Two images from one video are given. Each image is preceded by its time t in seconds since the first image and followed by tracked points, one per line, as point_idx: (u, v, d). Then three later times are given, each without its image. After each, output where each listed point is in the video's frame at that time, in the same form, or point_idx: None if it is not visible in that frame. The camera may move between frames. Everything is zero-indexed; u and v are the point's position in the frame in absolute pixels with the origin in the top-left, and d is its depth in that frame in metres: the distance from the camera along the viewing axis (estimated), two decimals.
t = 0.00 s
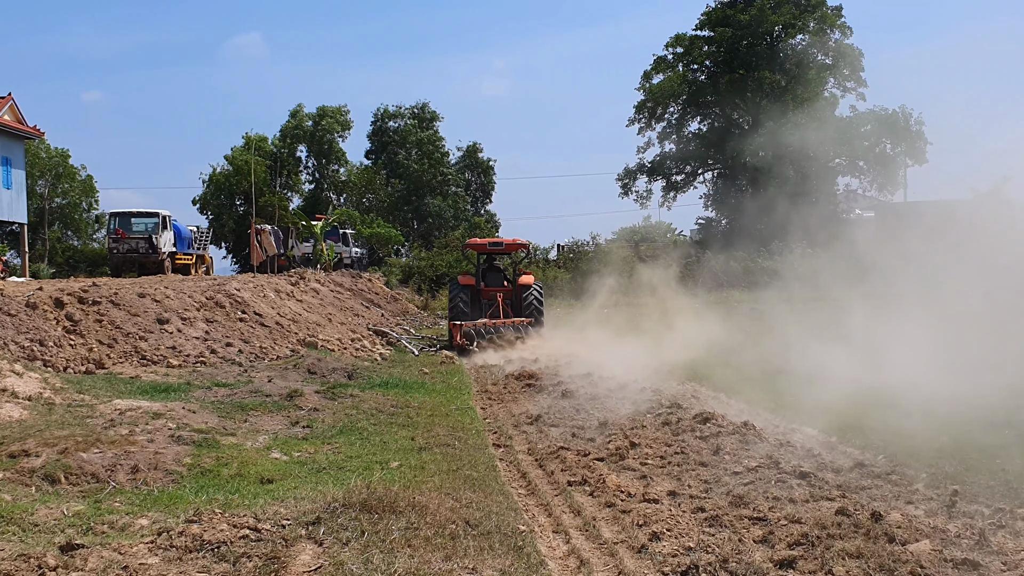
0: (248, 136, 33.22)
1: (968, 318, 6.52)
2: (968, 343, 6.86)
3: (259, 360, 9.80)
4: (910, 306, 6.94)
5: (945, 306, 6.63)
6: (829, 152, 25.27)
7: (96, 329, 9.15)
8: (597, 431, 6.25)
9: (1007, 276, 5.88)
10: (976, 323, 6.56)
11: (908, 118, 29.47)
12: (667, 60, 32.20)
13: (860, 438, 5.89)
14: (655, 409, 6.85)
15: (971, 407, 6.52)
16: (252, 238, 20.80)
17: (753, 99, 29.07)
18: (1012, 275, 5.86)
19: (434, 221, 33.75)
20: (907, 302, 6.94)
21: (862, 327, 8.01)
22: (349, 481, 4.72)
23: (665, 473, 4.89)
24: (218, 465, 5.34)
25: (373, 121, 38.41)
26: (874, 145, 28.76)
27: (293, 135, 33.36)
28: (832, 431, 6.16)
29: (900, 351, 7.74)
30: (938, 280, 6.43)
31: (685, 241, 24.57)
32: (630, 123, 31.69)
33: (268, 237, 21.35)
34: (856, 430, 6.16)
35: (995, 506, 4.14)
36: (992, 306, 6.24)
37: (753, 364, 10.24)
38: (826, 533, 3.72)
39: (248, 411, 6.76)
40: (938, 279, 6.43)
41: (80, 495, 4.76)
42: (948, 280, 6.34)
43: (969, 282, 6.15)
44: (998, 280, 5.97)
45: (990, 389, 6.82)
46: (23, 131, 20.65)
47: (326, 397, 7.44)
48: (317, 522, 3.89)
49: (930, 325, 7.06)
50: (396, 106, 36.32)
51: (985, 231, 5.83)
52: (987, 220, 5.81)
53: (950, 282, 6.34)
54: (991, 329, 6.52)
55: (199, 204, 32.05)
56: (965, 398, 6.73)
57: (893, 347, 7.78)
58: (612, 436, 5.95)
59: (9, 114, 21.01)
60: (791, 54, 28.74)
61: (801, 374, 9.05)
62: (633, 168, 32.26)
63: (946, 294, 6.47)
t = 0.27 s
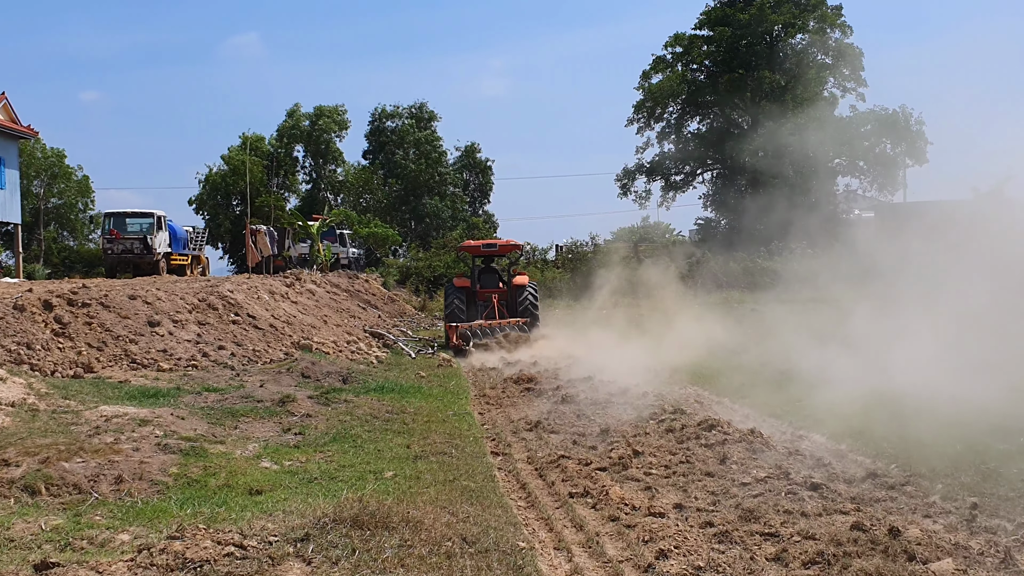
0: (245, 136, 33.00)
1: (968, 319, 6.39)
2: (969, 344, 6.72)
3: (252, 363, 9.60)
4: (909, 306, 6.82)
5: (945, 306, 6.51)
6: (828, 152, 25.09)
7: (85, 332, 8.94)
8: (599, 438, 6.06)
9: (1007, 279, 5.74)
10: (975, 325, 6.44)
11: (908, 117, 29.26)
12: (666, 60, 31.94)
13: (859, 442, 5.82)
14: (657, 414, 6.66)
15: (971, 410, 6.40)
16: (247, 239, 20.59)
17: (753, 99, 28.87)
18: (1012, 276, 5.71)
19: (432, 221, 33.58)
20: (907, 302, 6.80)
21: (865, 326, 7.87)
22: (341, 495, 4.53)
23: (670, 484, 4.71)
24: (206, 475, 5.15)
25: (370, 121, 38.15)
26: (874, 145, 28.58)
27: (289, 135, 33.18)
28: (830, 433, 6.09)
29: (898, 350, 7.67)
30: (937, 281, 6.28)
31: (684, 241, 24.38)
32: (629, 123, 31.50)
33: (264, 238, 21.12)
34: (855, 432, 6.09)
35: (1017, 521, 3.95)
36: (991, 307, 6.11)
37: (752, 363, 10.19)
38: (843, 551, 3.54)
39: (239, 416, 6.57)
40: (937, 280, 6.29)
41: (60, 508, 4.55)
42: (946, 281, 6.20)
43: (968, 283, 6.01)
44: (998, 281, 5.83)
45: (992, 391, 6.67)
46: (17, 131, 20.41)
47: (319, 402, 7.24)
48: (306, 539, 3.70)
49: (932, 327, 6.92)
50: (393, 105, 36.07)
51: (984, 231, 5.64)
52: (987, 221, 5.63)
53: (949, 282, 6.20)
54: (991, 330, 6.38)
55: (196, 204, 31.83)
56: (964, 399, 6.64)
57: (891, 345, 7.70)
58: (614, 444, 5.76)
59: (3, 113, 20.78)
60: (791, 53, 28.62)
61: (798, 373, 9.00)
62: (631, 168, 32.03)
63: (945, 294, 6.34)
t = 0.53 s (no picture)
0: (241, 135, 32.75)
1: (971, 321, 6.26)
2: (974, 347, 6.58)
3: (245, 366, 9.38)
4: (913, 308, 6.74)
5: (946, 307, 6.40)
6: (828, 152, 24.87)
7: (75, 334, 8.71)
8: (603, 445, 5.84)
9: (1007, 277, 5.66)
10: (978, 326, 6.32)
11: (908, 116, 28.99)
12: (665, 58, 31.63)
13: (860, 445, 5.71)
14: (662, 420, 6.44)
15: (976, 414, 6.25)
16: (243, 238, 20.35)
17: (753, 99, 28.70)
18: (1011, 276, 5.64)
19: (429, 221, 33.38)
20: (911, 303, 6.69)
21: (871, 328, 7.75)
22: (337, 509, 4.32)
23: (680, 496, 4.50)
24: (195, 485, 4.93)
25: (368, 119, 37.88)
26: (875, 143, 28.22)
27: (286, 134, 32.95)
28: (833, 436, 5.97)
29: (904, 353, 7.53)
30: (937, 280, 6.21)
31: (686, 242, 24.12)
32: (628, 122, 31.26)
33: (259, 237, 20.87)
34: (855, 434, 5.99)
35: None
36: (994, 308, 5.99)
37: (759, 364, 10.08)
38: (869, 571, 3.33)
39: (231, 422, 6.35)
40: (937, 279, 6.22)
41: (40, 521, 4.32)
42: (948, 280, 6.12)
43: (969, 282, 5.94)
44: (997, 280, 5.77)
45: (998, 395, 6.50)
46: (10, 130, 20.15)
47: (314, 407, 7.02)
48: (297, 558, 3.49)
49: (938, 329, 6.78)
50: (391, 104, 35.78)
51: (985, 231, 5.62)
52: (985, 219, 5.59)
53: (950, 283, 6.12)
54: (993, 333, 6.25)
55: (192, 203, 31.57)
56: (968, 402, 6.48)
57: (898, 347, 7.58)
58: (620, 452, 5.55)
59: None
60: (791, 52, 28.55)
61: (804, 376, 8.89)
62: (631, 168, 31.79)
63: (946, 296, 6.26)
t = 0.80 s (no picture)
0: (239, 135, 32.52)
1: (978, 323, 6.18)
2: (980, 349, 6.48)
3: (241, 372, 9.16)
4: (916, 312, 6.66)
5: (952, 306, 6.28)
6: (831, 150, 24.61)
7: (66, 339, 8.49)
8: (610, 457, 5.63)
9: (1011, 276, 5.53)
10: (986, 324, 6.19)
11: (910, 116, 28.83)
12: (665, 58, 31.41)
13: (873, 453, 5.54)
14: (670, 430, 6.23)
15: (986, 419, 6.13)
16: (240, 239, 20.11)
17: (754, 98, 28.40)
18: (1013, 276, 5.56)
19: (427, 221, 33.16)
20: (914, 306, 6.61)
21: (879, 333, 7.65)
22: (334, 529, 4.10)
23: (694, 513, 4.30)
24: (186, 501, 4.72)
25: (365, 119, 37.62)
26: (876, 144, 28.10)
27: (284, 134, 32.71)
28: (844, 444, 5.82)
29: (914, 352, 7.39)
30: (941, 280, 6.10)
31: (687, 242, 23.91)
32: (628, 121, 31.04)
33: (256, 237, 20.62)
34: (868, 442, 5.82)
35: None
36: (998, 308, 5.91)
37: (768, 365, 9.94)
38: None
39: (225, 432, 6.14)
40: (942, 281, 6.12)
41: (21, 540, 4.09)
42: (953, 280, 6.00)
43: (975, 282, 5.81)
44: (1001, 280, 5.67)
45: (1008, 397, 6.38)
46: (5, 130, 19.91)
47: (310, 416, 6.80)
48: None
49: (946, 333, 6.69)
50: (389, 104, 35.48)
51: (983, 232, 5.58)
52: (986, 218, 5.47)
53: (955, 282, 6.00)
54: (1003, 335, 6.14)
55: (189, 203, 31.33)
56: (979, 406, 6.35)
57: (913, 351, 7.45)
58: (629, 464, 5.33)
59: None
60: (793, 51, 28.36)
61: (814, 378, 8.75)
62: (632, 168, 31.57)
63: (948, 298, 6.19)
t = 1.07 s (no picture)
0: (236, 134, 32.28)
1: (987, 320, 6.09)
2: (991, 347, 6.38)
3: (236, 373, 8.94)
4: (926, 311, 6.57)
5: (956, 303, 6.22)
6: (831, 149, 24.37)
7: (56, 339, 8.27)
8: (619, 462, 5.41)
9: (1006, 277, 5.49)
10: (993, 320, 6.12)
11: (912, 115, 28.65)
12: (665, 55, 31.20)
13: (892, 457, 5.37)
14: (681, 433, 6.02)
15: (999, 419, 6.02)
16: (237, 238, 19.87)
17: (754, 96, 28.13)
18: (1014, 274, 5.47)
19: (425, 220, 32.92)
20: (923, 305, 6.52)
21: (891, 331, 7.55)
22: (333, 542, 3.89)
23: (711, 523, 4.10)
24: (178, 510, 4.50)
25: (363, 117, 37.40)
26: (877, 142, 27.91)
27: (282, 133, 32.47)
28: (861, 449, 5.63)
29: (927, 352, 7.27)
30: (946, 280, 6.01)
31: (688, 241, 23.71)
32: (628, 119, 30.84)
33: (253, 236, 20.39)
34: (885, 446, 5.64)
35: None
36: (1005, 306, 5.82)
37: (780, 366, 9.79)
38: None
39: (219, 436, 5.92)
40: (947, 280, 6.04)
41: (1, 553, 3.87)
42: (955, 280, 5.96)
43: (976, 280, 5.77)
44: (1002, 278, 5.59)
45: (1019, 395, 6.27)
46: None
47: (307, 419, 6.58)
48: None
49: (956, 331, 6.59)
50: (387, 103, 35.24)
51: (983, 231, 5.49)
52: (985, 219, 5.42)
53: (958, 281, 5.94)
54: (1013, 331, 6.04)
55: (186, 202, 31.06)
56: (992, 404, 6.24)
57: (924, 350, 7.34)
58: (639, 469, 5.13)
59: None
60: (793, 49, 28.16)
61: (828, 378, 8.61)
62: (631, 167, 31.37)
63: (955, 296, 6.11)
